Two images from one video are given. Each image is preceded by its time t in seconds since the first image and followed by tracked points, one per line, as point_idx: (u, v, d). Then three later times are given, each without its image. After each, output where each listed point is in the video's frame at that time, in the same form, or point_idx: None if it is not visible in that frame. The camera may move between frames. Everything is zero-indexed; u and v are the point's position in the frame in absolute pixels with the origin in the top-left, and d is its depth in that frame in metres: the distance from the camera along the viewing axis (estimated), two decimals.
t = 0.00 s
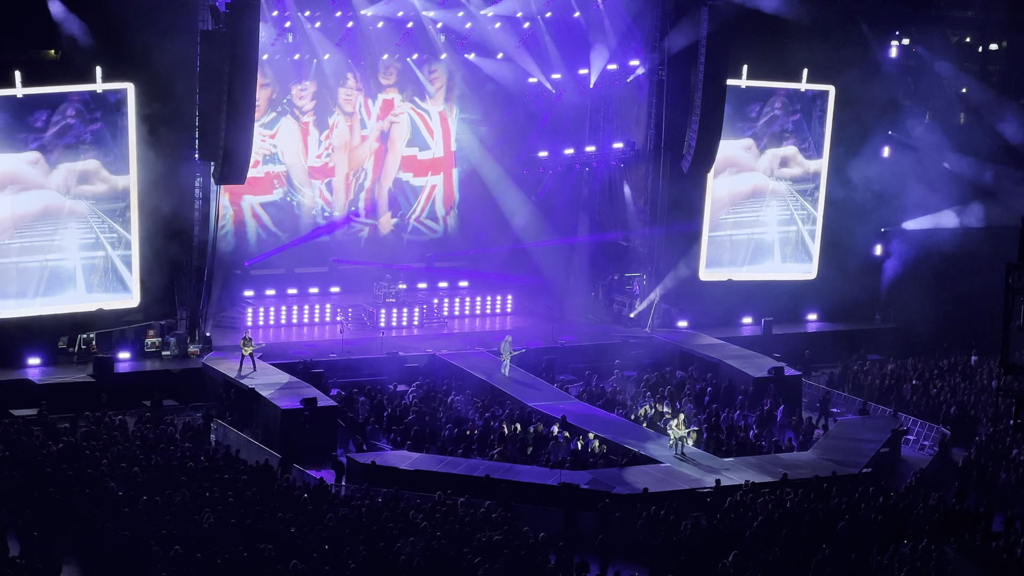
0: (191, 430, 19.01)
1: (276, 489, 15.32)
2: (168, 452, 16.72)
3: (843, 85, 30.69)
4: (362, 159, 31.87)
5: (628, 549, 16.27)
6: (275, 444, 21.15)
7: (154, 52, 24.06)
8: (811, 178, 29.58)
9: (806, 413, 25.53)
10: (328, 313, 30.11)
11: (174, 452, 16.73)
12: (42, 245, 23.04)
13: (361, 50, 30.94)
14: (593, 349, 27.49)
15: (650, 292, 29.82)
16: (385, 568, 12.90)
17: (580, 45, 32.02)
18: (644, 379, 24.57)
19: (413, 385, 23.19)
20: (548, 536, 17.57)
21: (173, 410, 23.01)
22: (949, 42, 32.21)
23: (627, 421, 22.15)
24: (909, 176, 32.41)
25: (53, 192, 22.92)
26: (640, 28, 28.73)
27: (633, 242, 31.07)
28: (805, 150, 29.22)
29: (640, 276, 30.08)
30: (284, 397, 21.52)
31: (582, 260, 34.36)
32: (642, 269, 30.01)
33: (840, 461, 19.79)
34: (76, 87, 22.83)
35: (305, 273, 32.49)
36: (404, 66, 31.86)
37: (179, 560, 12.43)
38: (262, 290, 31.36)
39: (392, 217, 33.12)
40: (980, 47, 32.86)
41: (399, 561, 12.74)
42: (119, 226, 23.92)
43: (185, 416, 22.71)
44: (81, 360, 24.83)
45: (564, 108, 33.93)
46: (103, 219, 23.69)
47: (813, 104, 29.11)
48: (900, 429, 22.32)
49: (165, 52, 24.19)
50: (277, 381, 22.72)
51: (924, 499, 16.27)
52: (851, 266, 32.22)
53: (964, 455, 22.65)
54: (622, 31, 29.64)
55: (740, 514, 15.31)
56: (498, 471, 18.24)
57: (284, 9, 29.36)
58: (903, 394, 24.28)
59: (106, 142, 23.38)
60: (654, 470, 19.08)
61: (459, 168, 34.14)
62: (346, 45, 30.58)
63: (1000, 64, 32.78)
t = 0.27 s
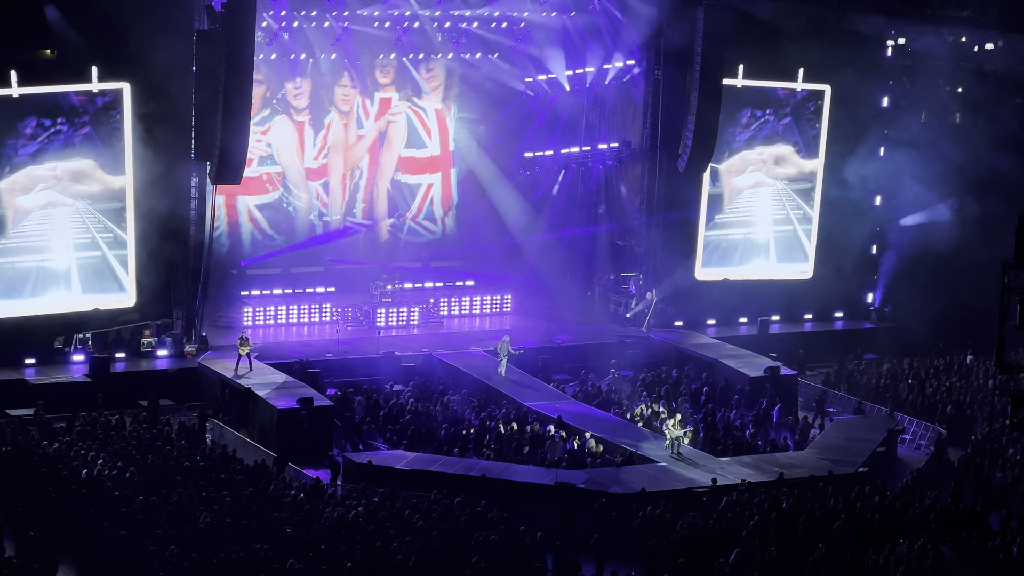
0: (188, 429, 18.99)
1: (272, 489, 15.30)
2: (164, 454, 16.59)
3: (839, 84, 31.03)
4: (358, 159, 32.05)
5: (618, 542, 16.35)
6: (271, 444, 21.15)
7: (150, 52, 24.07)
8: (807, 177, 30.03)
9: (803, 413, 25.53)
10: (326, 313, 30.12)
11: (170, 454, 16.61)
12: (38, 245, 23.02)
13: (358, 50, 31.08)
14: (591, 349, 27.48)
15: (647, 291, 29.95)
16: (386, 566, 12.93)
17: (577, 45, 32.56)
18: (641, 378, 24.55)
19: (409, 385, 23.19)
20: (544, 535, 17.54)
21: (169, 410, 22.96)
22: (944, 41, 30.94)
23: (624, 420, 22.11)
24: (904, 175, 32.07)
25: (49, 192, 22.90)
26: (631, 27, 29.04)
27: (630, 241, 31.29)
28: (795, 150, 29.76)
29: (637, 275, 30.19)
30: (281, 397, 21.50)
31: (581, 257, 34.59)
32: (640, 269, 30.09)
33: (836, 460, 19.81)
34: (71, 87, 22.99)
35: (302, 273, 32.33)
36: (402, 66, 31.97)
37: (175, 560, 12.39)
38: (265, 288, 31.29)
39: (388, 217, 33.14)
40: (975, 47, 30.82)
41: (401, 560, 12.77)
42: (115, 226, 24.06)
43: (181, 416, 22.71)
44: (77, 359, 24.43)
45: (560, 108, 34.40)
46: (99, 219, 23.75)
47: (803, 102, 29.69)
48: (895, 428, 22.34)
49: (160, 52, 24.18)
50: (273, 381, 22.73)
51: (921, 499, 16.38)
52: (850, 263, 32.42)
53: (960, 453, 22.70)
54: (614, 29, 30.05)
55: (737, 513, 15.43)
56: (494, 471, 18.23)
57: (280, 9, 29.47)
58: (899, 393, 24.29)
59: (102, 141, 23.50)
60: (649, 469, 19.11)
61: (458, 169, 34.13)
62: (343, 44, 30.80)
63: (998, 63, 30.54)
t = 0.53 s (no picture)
0: (184, 431, 18.97)
1: (269, 491, 15.29)
2: (162, 455, 16.57)
3: (837, 84, 30.84)
4: (356, 160, 32.22)
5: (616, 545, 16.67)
6: (268, 445, 21.14)
7: (146, 52, 23.99)
8: (802, 178, 30.07)
9: (800, 413, 25.54)
10: (323, 314, 30.18)
11: (168, 455, 16.60)
12: (33, 247, 23.12)
13: (354, 50, 31.17)
14: (588, 351, 27.50)
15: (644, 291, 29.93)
16: (383, 566, 12.92)
17: (573, 47, 32.12)
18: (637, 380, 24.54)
19: (406, 386, 23.16)
20: (541, 536, 17.54)
21: (166, 411, 22.94)
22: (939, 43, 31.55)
23: (621, 421, 22.10)
24: (901, 175, 32.09)
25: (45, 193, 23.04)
26: (628, 29, 28.98)
27: (626, 242, 31.38)
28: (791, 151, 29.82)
29: (634, 276, 30.14)
30: (278, 398, 21.47)
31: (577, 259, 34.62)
32: (637, 269, 30.07)
33: (833, 461, 19.81)
34: (67, 88, 23.11)
35: (299, 274, 32.31)
36: (398, 67, 32.04)
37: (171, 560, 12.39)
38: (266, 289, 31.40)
39: (388, 219, 33.27)
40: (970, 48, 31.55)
41: (397, 560, 12.77)
42: (112, 226, 24.07)
43: (178, 417, 22.68)
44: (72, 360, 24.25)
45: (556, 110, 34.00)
46: (93, 220, 23.83)
47: (798, 103, 29.81)
48: (891, 429, 22.35)
49: (156, 52, 24.10)
50: (269, 382, 22.72)
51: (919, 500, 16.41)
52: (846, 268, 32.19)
53: (956, 454, 22.73)
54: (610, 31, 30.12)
55: (734, 513, 15.41)
56: (491, 471, 18.24)
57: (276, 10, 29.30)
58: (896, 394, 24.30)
59: (98, 143, 23.60)
60: (646, 470, 19.09)
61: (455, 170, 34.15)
62: (340, 45, 30.91)
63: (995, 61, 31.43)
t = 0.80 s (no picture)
0: (183, 432, 18.91)
1: (269, 492, 15.25)
2: (161, 456, 16.54)
3: (835, 86, 30.92)
4: (356, 160, 32.19)
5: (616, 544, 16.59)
6: (267, 446, 21.12)
7: (145, 53, 24.04)
8: (801, 179, 30.10)
9: (799, 414, 25.56)
10: (321, 315, 30.24)
11: (167, 456, 16.55)
12: (33, 249, 23.03)
13: (351, 51, 31.05)
14: (587, 351, 27.52)
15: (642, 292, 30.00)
16: (382, 567, 12.90)
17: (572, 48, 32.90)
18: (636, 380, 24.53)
19: (405, 387, 23.15)
20: (539, 537, 17.55)
21: (165, 412, 22.92)
22: (938, 42, 31.05)
23: (620, 422, 22.10)
24: (899, 176, 32.12)
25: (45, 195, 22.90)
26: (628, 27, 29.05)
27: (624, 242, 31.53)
28: (789, 153, 29.82)
29: (633, 276, 30.16)
30: (277, 399, 21.43)
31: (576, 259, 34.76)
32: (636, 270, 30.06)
33: (832, 462, 19.80)
34: (67, 89, 23.02)
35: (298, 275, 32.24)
36: (398, 68, 31.96)
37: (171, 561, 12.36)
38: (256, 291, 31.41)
39: (388, 222, 33.30)
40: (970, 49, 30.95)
41: (397, 561, 12.75)
42: (111, 227, 23.99)
43: (177, 418, 22.65)
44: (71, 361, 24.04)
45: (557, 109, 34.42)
46: (93, 221, 23.74)
47: (796, 104, 29.80)
48: (890, 430, 22.35)
49: (155, 54, 24.16)
50: (269, 383, 22.71)
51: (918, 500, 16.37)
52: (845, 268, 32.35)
53: (955, 454, 22.72)
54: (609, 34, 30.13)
55: (733, 514, 15.33)
56: (490, 472, 18.22)
57: (275, 11, 29.40)
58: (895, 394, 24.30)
59: (98, 143, 23.47)
60: (645, 470, 19.08)
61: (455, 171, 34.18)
62: (338, 46, 30.82)
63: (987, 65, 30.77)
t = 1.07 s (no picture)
0: (184, 433, 18.95)
1: (268, 493, 15.24)
2: (161, 458, 16.52)
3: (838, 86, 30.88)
4: (356, 162, 32.16)
5: (615, 545, 16.50)
6: (267, 447, 21.12)
7: (146, 53, 23.94)
8: (802, 180, 29.94)
9: (799, 414, 25.58)
10: (320, 317, 30.16)
11: (167, 457, 16.55)
12: (32, 249, 23.12)
13: (351, 52, 31.11)
14: (590, 352, 27.60)
15: (643, 292, 30.02)
16: (382, 569, 12.87)
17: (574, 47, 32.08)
18: (637, 381, 24.55)
19: (405, 388, 23.12)
20: (539, 538, 17.54)
21: (166, 413, 22.93)
22: (939, 42, 30.69)
23: (620, 423, 22.10)
24: (901, 176, 32.08)
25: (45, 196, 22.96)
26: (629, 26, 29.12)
27: (624, 242, 31.89)
28: (789, 152, 29.70)
29: (634, 278, 30.34)
30: (278, 400, 21.42)
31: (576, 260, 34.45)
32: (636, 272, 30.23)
33: (832, 462, 19.78)
34: (68, 90, 23.05)
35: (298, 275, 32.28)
36: (398, 69, 32.00)
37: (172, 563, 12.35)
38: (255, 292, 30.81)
39: (390, 223, 33.53)
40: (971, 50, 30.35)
41: (398, 563, 12.73)
42: (111, 228, 24.02)
43: (178, 419, 22.70)
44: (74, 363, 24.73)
45: (554, 108, 33.77)
46: (91, 221, 23.74)
47: (797, 106, 29.64)
48: (891, 430, 22.35)
49: (156, 54, 24.10)
50: (269, 384, 22.70)
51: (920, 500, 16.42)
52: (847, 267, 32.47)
53: (956, 455, 22.70)
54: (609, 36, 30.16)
55: (735, 515, 15.37)
56: (491, 473, 18.23)
57: (275, 13, 29.40)
58: (896, 395, 24.30)
59: (100, 146, 23.55)
60: (645, 471, 19.09)
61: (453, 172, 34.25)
62: (338, 47, 30.94)
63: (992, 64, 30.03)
